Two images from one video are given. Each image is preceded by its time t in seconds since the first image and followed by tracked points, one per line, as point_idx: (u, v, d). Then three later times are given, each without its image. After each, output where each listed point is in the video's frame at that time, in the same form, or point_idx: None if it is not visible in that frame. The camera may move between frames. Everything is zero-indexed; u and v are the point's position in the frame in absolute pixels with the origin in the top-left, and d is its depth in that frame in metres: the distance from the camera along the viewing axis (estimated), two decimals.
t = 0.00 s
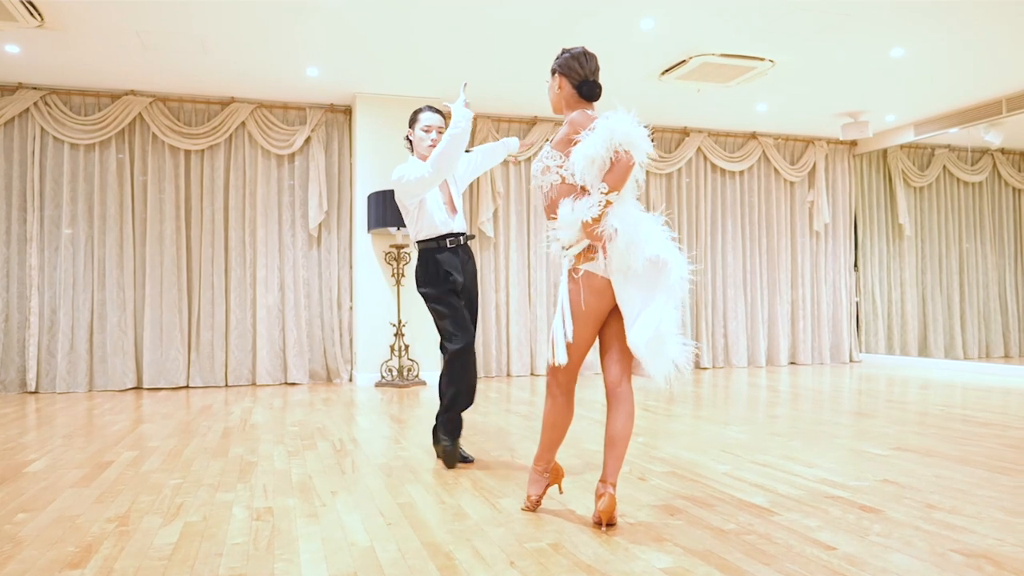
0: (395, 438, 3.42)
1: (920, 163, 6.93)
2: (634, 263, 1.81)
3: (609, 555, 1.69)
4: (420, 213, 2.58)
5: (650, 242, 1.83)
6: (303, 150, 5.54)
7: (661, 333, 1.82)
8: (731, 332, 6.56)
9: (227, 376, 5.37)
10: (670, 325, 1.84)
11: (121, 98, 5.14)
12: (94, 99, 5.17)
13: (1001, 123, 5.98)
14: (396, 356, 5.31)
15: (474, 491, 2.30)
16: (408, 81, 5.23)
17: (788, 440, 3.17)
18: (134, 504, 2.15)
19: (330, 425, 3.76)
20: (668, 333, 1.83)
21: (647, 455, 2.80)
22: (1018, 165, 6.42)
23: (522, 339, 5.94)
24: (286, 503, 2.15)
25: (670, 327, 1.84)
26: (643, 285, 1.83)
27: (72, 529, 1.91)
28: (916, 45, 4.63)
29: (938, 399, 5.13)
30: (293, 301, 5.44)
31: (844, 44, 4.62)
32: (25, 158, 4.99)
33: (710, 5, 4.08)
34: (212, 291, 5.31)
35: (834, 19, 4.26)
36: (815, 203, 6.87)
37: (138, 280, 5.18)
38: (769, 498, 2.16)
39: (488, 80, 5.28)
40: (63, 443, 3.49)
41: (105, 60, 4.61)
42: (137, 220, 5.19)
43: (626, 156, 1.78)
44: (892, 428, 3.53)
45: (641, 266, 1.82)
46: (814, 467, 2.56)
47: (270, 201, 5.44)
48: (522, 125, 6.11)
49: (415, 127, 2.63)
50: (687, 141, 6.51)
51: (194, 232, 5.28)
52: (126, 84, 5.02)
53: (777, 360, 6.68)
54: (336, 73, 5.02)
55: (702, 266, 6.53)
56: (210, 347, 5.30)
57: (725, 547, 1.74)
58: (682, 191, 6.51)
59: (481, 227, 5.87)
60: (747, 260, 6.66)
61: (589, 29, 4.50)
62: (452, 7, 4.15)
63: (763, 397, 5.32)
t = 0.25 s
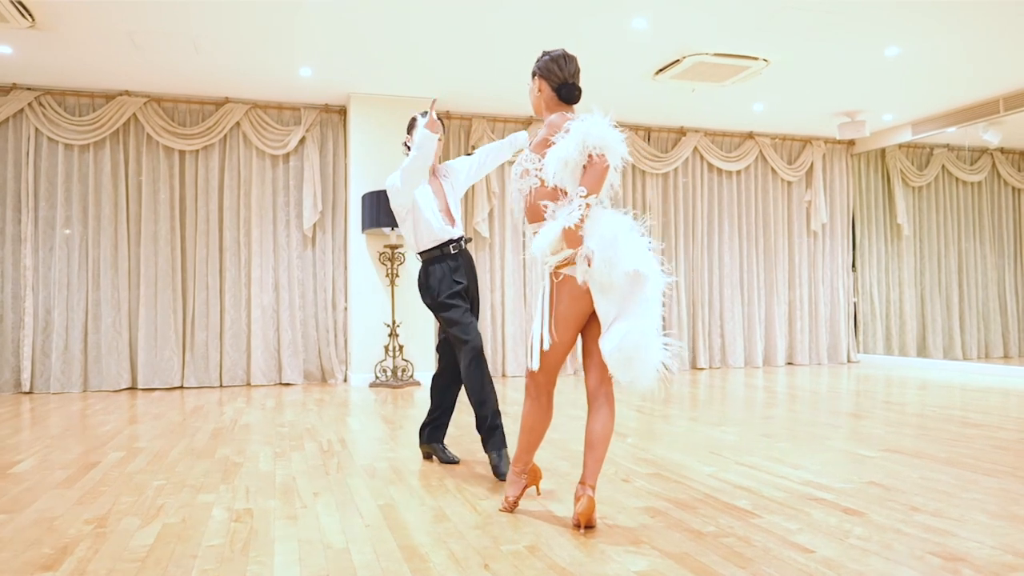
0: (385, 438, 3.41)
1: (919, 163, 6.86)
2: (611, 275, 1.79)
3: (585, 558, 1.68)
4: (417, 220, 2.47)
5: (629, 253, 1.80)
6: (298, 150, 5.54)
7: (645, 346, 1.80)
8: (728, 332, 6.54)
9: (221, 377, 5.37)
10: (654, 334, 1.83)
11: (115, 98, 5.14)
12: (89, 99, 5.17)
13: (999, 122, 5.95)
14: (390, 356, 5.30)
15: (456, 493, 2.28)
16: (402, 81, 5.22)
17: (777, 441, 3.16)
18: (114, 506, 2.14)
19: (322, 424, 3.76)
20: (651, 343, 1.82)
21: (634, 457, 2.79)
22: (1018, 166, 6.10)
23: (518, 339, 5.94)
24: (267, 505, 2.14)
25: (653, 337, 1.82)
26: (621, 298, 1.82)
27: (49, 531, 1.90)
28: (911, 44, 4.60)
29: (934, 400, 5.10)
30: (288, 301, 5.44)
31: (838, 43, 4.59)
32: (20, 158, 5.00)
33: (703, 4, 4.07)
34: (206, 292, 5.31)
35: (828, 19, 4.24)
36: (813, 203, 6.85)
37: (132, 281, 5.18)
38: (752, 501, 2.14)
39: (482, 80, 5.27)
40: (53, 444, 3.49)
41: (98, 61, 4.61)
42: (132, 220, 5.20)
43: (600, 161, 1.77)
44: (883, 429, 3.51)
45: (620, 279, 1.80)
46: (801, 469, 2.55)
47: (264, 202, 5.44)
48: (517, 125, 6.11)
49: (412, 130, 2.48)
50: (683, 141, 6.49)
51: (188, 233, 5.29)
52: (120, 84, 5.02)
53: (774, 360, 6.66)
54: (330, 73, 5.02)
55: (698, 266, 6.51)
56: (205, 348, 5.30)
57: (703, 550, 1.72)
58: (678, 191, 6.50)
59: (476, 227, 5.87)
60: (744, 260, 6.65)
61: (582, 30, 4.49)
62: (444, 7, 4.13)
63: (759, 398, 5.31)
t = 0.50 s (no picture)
0: (376, 438, 3.41)
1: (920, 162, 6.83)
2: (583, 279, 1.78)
3: (559, 560, 1.67)
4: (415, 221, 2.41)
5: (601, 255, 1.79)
6: (295, 150, 5.55)
7: (625, 345, 1.77)
8: (728, 332, 6.52)
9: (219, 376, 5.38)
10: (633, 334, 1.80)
11: (113, 99, 5.16)
12: (87, 100, 5.19)
13: (1001, 121, 5.90)
14: (388, 356, 5.30)
15: (439, 493, 2.28)
16: (399, 81, 5.22)
17: (768, 441, 3.14)
18: (96, 505, 2.14)
19: (315, 424, 3.76)
20: (633, 343, 1.79)
21: (622, 457, 2.78)
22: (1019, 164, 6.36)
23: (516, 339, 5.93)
24: (248, 505, 2.14)
25: (633, 336, 1.79)
26: (595, 300, 1.80)
27: (29, 530, 1.91)
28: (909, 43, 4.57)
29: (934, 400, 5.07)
30: (286, 301, 5.44)
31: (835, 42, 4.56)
32: (19, 159, 5.02)
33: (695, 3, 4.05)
34: (204, 292, 5.32)
35: (824, 18, 4.21)
36: (814, 203, 6.82)
37: (131, 281, 5.20)
38: (735, 502, 2.13)
39: (478, 79, 5.26)
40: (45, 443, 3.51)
41: (95, 62, 4.62)
42: (130, 221, 5.21)
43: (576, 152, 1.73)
44: (877, 430, 3.49)
45: (591, 281, 1.78)
46: (788, 470, 2.53)
47: (262, 202, 5.45)
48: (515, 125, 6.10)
49: (412, 133, 2.45)
50: (683, 140, 6.47)
51: (186, 233, 5.30)
52: (118, 85, 5.04)
53: (775, 360, 6.63)
54: (326, 73, 5.02)
55: (698, 266, 6.49)
56: (203, 348, 5.32)
57: (679, 551, 1.71)
58: (677, 191, 6.48)
59: (474, 227, 5.87)
60: (744, 260, 6.62)
61: (576, 30, 4.47)
62: (438, 7, 4.13)
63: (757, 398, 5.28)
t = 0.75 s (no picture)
0: (372, 436, 3.41)
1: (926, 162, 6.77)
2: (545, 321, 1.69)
3: (539, 561, 1.66)
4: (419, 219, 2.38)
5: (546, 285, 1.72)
6: (296, 150, 5.56)
7: (617, 353, 1.73)
8: (731, 332, 6.49)
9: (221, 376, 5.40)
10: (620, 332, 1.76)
11: (115, 100, 5.19)
12: (89, 101, 5.22)
13: (1006, 120, 5.85)
14: (388, 356, 5.31)
15: (427, 492, 2.27)
16: (399, 81, 5.22)
17: (764, 442, 3.13)
18: (85, 504, 2.15)
19: (312, 423, 3.77)
20: (616, 346, 1.73)
21: (615, 458, 2.77)
22: None
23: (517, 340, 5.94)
24: (236, 505, 2.15)
25: (619, 336, 1.75)
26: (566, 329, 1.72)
27: (15, 529, 1.92)
28: (910, 41, 4.53)
29: (937, 401, 5.02)
30: (287, 301, 5.46)
31: (835, 42, 4.53)
32: (22, 159, 5.06)
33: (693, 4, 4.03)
34: (205, 291, 5.34)
35: (824, 18, 4.19)
36: (818, 202, 6.78)
37: (132, 281, 5.22)
38: (723, 503, 2.11)
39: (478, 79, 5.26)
40: (45, 442, 3.53)
41: (95, 63, 4.65)
42: (132, 221, 5.24)
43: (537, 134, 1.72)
44: (876, 431, 3.46)
45: (554, 319, 1.71)
46: (781, 471, 2.51)
47: (264, 202, 5.46)
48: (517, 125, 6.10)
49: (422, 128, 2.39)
50: (685, 140, 6.45)
51: (187, 233, 5.32)
52: (119, 86, 5.07)
53: (778, 360, 6.60)
54: (326, 74, 5.03)
55: (701, 266, 6.47)
56: (204, 347, 5.34)
57: (661, 552, 1.70)
58: (680, 191, 6.46)
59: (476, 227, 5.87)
60: (747, 260, 6.59)
61: (575, 31, 4.46)
62: (434, 7, 4.12)
63: (759, 398, 5.26)
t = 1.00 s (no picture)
0: (368, 436, 3.42)
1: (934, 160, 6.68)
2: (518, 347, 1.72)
3: (518, 562, 1.66)
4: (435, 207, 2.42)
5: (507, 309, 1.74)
6: (299, 150, 5.58)
7: (589, 349, 1.79)
8: (736, 332, 6.46)
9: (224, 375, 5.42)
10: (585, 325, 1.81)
11: (119, 101, 5.22)
12: (94, 102, 5.26)
13: (1013, 118, 5.80)
14: (390, 356, 5.32)
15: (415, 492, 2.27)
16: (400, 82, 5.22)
17: (760, 443, 3.11)
18: (74, 502, 2.17)
19: (309, 423, 3.77)
20: (584, 337, 1.78)
21: (607, 458, 2.76)
22: None
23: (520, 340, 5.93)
24: (224, 503, 2.16)
25: (587, 330, 1.80)
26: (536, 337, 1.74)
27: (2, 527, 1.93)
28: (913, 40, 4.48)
29: (942, 402, 4.97)
30: (290, 301, 5.47)
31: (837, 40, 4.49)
32: (27, 160, 5.11)
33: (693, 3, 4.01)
34: (208, 291, 5.36)
35: (825, 17, 4.16)
36: (824, 202, 6.73)
37: (136, 281, 5.26)
38: (710, 504, 2.10)
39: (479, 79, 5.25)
40: (45, 441, 3.56)
41: (98, 64, 4.67)
42: (136, 221, 5.27)
43: (470, 119, 1.78)
44: (875, 432, 3.43)
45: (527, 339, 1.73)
46: (772, 472, 2.50)
47: (266, 202, 5.48)
48: (520, 124, 6.09)
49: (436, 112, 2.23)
50: (689, 139, 6.42)
51: (191, 233, 5.35)
52: (123, 87, 5.10)
53: (783, 361, 6.56)
54: (327, 74, 5.04)
55: (705, 266, 6.43)
56: (207, 347, 5.36)
57: (642, 554, 1.69)
58: (684, 190, 6.43)
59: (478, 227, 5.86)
60: (752, 260, 6.56)
61: (574, 31, 4.45)
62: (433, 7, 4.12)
63: (762, 399, 5.22)
